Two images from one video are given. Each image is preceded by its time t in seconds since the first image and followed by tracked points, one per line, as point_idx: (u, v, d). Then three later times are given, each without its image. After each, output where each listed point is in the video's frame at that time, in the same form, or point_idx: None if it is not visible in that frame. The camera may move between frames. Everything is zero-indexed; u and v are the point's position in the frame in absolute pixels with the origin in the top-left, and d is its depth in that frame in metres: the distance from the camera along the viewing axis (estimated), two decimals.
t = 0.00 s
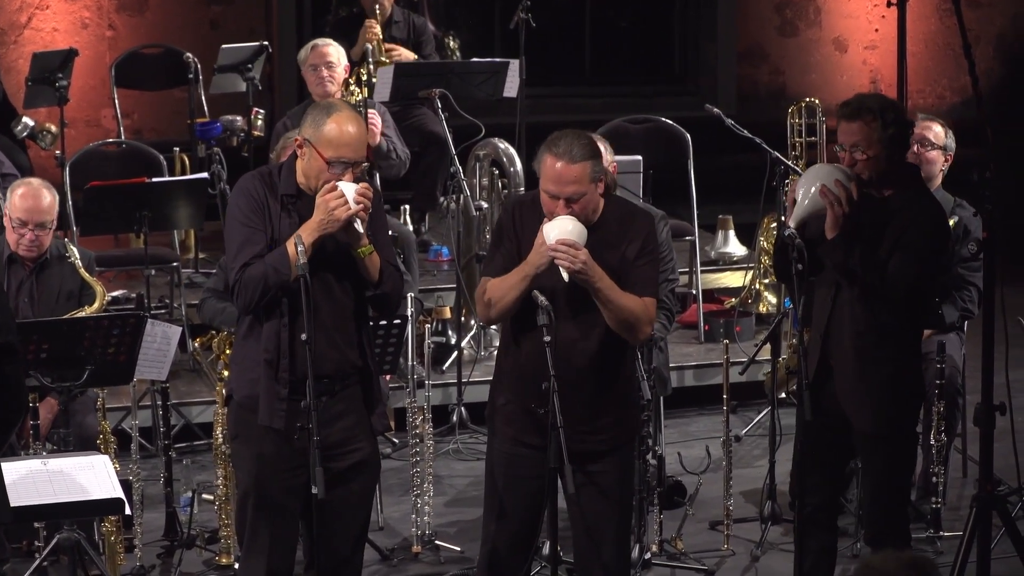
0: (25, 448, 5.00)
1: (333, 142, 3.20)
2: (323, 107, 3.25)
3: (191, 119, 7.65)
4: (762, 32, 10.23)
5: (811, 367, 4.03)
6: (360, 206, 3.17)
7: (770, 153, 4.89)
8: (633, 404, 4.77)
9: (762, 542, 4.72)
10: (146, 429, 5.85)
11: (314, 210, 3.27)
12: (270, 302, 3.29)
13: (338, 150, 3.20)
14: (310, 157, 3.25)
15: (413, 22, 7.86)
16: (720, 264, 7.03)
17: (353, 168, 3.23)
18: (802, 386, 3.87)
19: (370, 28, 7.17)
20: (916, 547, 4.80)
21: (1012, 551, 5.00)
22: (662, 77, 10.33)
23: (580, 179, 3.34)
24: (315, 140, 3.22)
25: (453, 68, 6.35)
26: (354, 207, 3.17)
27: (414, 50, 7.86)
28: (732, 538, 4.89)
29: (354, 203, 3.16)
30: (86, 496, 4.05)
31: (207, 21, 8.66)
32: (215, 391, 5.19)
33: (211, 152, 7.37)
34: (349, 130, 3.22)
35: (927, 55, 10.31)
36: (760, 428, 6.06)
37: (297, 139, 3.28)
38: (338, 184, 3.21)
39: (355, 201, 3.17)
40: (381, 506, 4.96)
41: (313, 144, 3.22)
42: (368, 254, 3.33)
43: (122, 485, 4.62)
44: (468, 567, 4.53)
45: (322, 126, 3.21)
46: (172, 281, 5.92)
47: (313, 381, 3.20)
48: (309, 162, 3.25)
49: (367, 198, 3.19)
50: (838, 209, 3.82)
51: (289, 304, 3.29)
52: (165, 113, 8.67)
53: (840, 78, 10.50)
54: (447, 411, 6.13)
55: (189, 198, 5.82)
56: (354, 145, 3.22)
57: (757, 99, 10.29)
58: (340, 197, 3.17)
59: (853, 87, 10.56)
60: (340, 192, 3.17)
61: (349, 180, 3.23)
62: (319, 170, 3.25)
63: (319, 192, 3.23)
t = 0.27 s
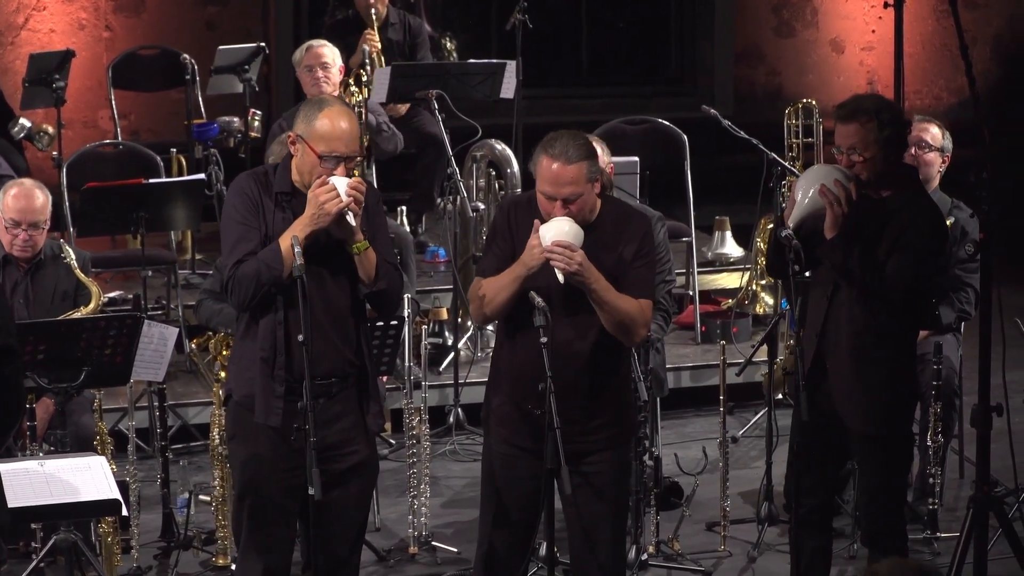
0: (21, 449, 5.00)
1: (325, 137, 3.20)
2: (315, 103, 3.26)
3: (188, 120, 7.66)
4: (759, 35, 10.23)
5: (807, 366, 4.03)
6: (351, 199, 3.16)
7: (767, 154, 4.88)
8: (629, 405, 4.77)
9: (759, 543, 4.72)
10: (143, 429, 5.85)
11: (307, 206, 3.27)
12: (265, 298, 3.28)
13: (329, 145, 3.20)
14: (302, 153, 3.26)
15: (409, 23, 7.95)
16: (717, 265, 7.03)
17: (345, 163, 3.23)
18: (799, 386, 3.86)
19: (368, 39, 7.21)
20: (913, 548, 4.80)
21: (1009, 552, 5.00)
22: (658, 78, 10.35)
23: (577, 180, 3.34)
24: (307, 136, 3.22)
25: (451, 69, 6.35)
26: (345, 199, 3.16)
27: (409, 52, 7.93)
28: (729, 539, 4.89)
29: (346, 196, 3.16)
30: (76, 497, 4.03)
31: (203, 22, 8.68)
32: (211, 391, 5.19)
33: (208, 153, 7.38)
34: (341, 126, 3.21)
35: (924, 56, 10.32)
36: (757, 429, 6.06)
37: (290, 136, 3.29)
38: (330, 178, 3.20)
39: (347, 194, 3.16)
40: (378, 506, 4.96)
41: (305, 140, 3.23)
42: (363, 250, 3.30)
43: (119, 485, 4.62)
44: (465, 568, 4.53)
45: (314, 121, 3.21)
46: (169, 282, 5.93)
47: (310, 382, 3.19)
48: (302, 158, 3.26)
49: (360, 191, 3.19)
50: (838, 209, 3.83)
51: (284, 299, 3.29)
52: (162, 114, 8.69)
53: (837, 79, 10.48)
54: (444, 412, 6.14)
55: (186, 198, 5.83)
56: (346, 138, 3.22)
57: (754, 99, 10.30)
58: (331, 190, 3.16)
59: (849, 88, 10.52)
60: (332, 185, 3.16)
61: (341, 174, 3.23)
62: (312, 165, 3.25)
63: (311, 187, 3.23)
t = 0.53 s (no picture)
0: (19, 451, 4.99)
1: (318, 135, 3.20)
2: (309, 102, 3.27)
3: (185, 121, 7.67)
4: (756, 36, 10.24)
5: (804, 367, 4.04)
6: (345, 197, 3.14)
7: (765, 156, 4.88)
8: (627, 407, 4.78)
9: (756, 545, 4.72)
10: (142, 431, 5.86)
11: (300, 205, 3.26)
12: (261, 297, 3.27)
13: (322, 142, 3.20)
14: (296, 152, 3.26)
15: (406, 25, 8.01)
16: (715, 266, 7.04)
17: (339, 160, 3.22)
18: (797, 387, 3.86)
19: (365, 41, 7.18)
20: (911, 549, 4.80)
21: (1007, 553, 5.00)
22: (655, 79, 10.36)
23: (574, 183, 3.34)
24: (301, 134, 3.22)
25: (448, 71, 6.36)
26: (338, 197, 3.13)
27: (406, 54, 7.97)
28: (727, 540, 4.89)
29: (339, 194, 3.13)
30: (70, 498, 4.00)
31: (201, 23, 8.69)
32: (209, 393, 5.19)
33: (206, 154, 7.39)
34: (335, 124, 3.22)
35: (922, 56, 10.32)
36: (755, 430, 6.07)
37: (285, 135, 3.29)
38: (323, 175, 3.19)
39: (341, 191, 3.14)
40: (376, 508, 4.96)
41: (299, 138, 3.23)
42: (359, 248, 3.28)
43: (117, 486, 4.62)
44: (463, 570, 4.53)
45: (307, 119, 3.21)
46: (167, 284, 5.94)
47: (308, 384, 3.18)
48: (297, 157, 3.26)
49: (353, 189, 3.16)
50: (829, 212, 3.84)
51: (280, 297, 3.28)
52: (160, 115, 8.70)
53: (834, 80, 10.45)
54: (442, 414, 6.14)
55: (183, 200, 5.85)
56: (339, 136, 3.22)
57: (750, 100, 10.30)
58: (323, 187, 3.13)
59: (847, 90, 10.49)
60: (325, 182, 3.14)
61: (335, 171, 3.22)
62: (306, 163, 3.24)
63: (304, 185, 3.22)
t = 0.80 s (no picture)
0: (16, 452, 4.98)
1: (310, 134, 3.20)
2: (301, 102, 3.26)
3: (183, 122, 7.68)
4: (754, 38, 10.24)
5: (802, 369, 4.04)
6: (337, 196, 3.12)
7: (763, 157, 4.88)
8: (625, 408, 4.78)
9: (754, 546, 4.72)
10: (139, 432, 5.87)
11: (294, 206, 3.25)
12: (255, 298, 3.26)
13: (315, 142, 3.20)
14: (290, 152, 3.26)
15: (403, 27, 8.02)
16: (713, 267, 7.05)
17: (331, 159, 3.22)
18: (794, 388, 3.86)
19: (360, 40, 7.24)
20: (909, 550, 4.80)
21: (1005, 555, 5.00)
22: (653, 81, 10.46)
23: (572, 184, 3.34)
24: (293, 134, 3.22)
25: (445, 72, 6.38)
26: (330, 196, 3.12)
27: (403, 55, 7.98)
28: (725, 541, 4.90)
29: (331, 193, 3.12)
30: (68, 500, 4.02)
31: (200, 25, 8.70)
32: (207, 394, 5.18)
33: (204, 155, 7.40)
34: (327, 123, 3.21)
35: (920, 58, 10.33)
36: (753, 431, 6.08)
37: (278, 135, 3.29)
38: (316, 175, 3.19)
39: (332, 190, 3.12)
40: (373, 509, 4.96)
41: (292, 138, 3.23)
42: (353, 248, 3.24)
43: (115, 488, 4.63)
44: (460, 571, 4.53)
45: (299, 119, 3.21)
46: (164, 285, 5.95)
47: (305, 385, 3.17)
48: (290, 157, 3.25)
49: (346, 188, 3.15)
50: (829, 214, 3.84)
51: (274, 298, 3.28)
52: (158, 117, 8.73)
53: (832, 81, 10.47)
54: (440, 415, 6.15)
55: (182, 202, 5.94)
56: (332, 135, 3.21)
57: (747, 101, 10.29)
58: (315, 188, 3.12)
59: (845, 91, 10.53)
60: (317, 181, 3.13)
61: (328, 171, 3.22)
62: (300, 163, 3.24)
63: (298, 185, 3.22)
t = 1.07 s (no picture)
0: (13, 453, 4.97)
1: (301, 134, 3.20)
2: (292, 102, 3.26)
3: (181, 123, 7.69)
4: (752, 38, 10.28)
5: (801, 370, 4.03)
6: (328, 195, 3.12)
7: (761, 158, 4.89)
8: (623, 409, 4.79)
9: (752, 546, 4.72)
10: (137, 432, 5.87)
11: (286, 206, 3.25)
12: (249, 300, 3.26)
13: (306, 142, 3.20)
14: (282, 153, 3.26)
15: (401, 28, 8.05)
16: (711, 268, 7.07)
17: (322, 159, 3.22)
18: (792, 388, 3.86)
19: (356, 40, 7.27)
20: (907, 551, 4.80)
21: (1003, 555, 5.00)
22: (652, 81, 10.46)
23: (571, 183, 3.33)
24: (285, 134, 3.22)
25: (444, 73, 6.40)
26: (320, 195, 3.12)
27: (400, 56, 8.01)
28: (722, 542, 4.90)
29: (323, 192, 3.12)
30: (65, 501, 4.00)
31: (198, 26, 8.74)
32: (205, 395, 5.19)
33: (202, 156, 7.42)
34: (319, 123, 3.21)
35: (918, 58, 10.35)
36: (750, 432, 6.09)
37: (270, 136, 3.29)
38: (307, 174, 3.18)
39: (323, 189, 3.12)
40: (372, 510, 4.97)
41: (283, 139, 3.23)
42: (346, 247, 3.24)
43: (114, 489, 4.64)
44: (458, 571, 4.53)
45: (290, 119, 3.21)
46: (163, 286, 5.97)
47: (303, 385, 3.17)
48: (283, 157, 3.25)
49: (337, 186, 3.15)
50: (829, 214, 3.82)
51: (268, 300, 3.27)
52: (155, 118, 8.73)
53: (832, 82, 10.58)
54: (438, 416, 6.16)
55: (180, 203, 5.96)
56: (323, 135, 3.20)
57: (746, 102, 10.33)
58: (304, 187, 3.12)
59: (843, 91, 10.64)
60: (308, 181, 3.13)
61: (319, 170, 3.21)
62: (292, 163, 3.24)
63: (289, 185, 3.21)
